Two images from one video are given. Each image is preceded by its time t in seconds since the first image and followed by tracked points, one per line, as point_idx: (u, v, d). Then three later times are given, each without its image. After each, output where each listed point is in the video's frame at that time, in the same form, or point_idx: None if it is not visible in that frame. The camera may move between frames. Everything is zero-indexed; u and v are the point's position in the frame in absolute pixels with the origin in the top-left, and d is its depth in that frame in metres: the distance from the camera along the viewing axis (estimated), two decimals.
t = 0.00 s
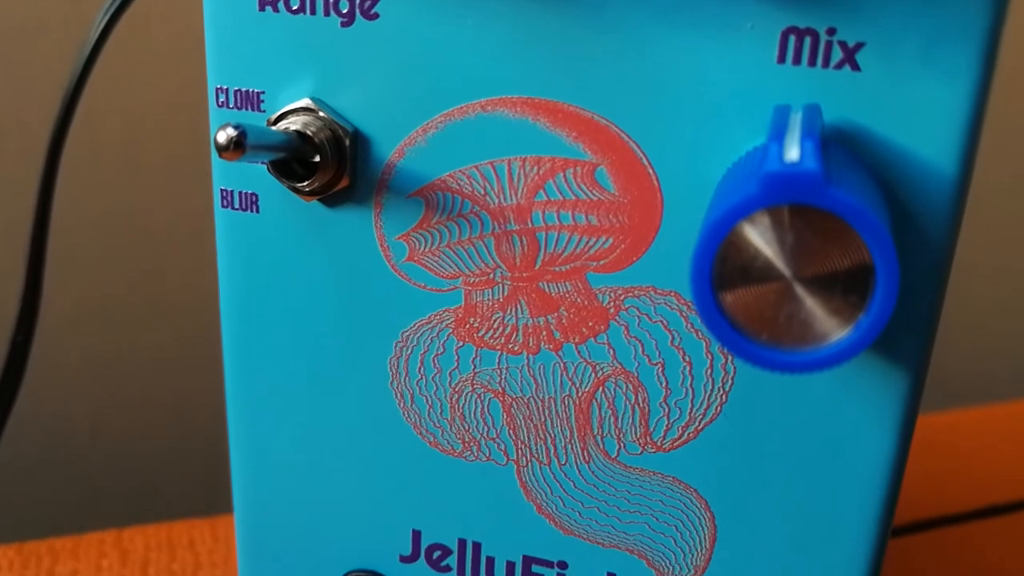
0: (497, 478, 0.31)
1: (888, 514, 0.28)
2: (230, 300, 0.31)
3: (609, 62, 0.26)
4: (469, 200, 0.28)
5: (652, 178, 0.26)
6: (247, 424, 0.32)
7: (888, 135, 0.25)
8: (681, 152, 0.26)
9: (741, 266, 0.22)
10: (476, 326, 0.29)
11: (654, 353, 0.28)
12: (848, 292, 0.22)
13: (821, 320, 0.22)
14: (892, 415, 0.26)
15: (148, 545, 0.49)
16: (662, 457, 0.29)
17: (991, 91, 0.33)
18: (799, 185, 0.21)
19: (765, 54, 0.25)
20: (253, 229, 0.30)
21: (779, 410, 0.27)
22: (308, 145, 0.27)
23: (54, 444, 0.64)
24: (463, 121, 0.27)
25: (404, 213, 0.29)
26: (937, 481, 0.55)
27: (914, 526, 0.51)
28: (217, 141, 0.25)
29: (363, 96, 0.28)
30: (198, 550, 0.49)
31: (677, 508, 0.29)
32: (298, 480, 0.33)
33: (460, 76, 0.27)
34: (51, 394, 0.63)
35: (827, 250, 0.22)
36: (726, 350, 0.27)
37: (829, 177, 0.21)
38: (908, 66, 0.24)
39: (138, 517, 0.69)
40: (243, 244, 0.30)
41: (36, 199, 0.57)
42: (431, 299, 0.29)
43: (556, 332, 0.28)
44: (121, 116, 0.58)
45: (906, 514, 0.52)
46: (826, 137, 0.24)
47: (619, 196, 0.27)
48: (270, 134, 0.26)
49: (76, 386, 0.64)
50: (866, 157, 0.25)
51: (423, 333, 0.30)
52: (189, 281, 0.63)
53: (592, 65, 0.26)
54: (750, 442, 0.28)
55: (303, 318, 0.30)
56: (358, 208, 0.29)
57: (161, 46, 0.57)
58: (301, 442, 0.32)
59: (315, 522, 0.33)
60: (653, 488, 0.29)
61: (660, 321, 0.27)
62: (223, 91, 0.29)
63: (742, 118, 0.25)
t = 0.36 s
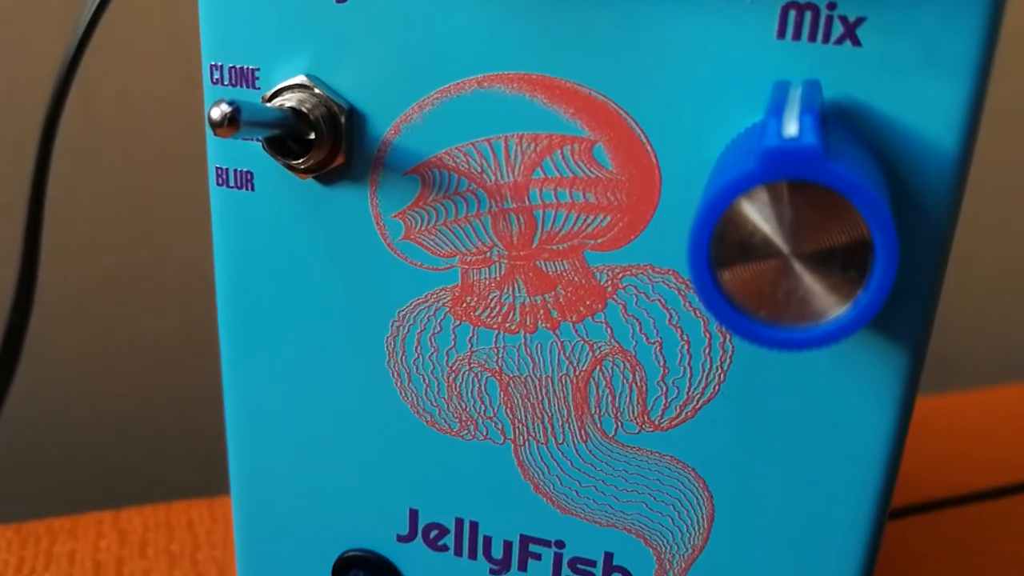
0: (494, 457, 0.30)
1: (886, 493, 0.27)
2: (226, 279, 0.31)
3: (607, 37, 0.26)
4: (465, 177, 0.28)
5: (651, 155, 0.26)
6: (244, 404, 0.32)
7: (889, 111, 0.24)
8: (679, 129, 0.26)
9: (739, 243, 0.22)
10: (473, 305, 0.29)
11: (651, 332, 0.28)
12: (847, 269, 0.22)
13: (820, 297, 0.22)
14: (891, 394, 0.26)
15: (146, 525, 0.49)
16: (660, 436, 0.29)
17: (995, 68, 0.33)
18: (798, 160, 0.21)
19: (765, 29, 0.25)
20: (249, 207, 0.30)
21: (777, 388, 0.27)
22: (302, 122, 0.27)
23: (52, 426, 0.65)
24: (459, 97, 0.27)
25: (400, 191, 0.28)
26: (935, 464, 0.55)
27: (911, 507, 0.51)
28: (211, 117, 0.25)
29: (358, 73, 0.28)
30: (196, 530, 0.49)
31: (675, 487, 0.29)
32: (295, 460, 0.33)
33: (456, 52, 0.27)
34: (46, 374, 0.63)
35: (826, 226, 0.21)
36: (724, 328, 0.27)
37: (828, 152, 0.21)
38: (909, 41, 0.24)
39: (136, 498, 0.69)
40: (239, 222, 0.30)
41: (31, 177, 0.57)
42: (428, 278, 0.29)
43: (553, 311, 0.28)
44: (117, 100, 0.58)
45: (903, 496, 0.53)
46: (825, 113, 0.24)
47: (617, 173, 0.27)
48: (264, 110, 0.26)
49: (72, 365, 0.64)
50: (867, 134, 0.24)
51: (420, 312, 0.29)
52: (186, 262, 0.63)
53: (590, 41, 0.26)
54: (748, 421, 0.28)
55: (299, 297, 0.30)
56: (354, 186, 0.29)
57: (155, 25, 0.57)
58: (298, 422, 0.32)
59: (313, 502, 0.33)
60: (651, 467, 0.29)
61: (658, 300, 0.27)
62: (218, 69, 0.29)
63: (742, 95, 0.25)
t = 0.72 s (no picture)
0: (491, 436, 0.30)
1: (885, 473, 0.27)
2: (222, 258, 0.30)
3: (606, 12, 0.25)
4: (463, 154, 0.28)
5: (650, 132, 0.26)
6: (240, 383, 0.32)
7: (891, 87, 0.24)
8: (678, 105, 0.26)
9: (739, 219, 0.22)
10: (471, 284, 0.29)
11: (650, 310, 0.27)
12: (847, 245, 0.21)
13: (820, 273, 0.22)
14: (891, 373, 0.26)
15: (144, 506, 0.49)
16: (658, 416, 0.28)
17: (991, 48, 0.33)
18: (798, 134, 0.20)
19: (765, 5, 0.24)
20: (245, 184, 0.29)
21: (775, 367, 0.27)
22: (299, 98, 0.27)
23: (49, 399, 0.66)
24: (456, 73, 0.27)
25: (397, 168, 0.28)
26: (935, 446, 0.55)
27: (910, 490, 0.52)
28: (206, 92, 0.24)
29: (353, 49, 0.27)
30: (194, 512, 0.49)
31: (673, 467, 0.29)
32: (291, 440, 0.33)
33: (453, 27, 0.27)
34: (43, 346, 0.65)
35: (827, 202, 0.21)
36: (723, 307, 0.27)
37: (829, 126, 0.21)
38: (912, 16, 0.23)
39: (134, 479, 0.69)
40: (235, 199, 0.30)
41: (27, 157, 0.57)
42: (425, 257, 0.29)
43: (552, 289, 0.28)
44: (115, 80, 0.59)
45: (901, 479, 0.53)
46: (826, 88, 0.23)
47: (616, 150, 0.26)
48: (260, 86, 0.26)
49: (68, 338, 0.65)
50: (869, 110, 0.24)
51: (417, 291, 0.29)
52: (184, 237, 0.64)
53: (589, 15, 0.25)
54: (747, 401, 0.28)
55: (296, 276, 0.30)
56: (350, 163, 0.28)
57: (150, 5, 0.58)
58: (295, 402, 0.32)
59: (310, 481, 0.33)
60: (650, 447, 0.29)
61: (657, 279, 0.27)
62: (213, 44, 0.29)
63: (742, 71, 0.25)
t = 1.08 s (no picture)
0: (488, 417, 0.30)
1: (884, 454, 0.27)
2: (218, 236, 0.30)
3: None
4: (460, 130, 0.27)
5: (650, 108, 0.26)
6: (236, 364, 0.32)
7: (893, 63, 0.24)
8: (677, 82, 0.25)
9: (739, 194, 0.21)
10: (468, 263, 0.28)
11: (649, 290, 0.27)
12: (848, 221, 0.21)
13: (821, 249, 0.21)
14: (891, 353, 0.26)
15: (141, 488, 0.49)
16: (656, 396, 0.28)
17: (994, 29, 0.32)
18: (799, 107, 0.20)
19: None
20: (241, 161, 0.29)
21: (774, 347, 0.27)
22: (295, 74, 0.26)
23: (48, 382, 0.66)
24: (454, 48, 0.27)
25: (394, 145, 0.28)
26: (935, 432, 0.55)
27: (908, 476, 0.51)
28: (200, 66, 0.24)
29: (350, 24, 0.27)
30: (191, 494, 0.49)
31: (671, 447, 0.29)
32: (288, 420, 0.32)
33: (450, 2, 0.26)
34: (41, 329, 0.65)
35: (828, 176, 0.21)
36: (722, 285, 0.26)
37: (830, 100, 0.20)
38: None
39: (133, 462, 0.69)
40: (231, 177, 0.29)
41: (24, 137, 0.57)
42: (422, 235, 0.29)
43: (549, 268, 0.28)
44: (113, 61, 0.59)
45: (900, 465, 0.52)
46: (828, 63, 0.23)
47: (616, 126, 0.26)
48: (257, 60, 0.26)
49: (65, 321, 0.65)
50: (870, 86, 0.24)
51: (414, 270, 0.29)
52: (182, 219, 0.64)
53: None
54: (746, 381, 0.27)
55: (292, 255, 0.30)
56: (346, 140, 0.28)
57: None
58: (291, 381, 0.32)
59: (307, 461, 0.33)
60: (648, 428, 0.29)
61: (655, 258, 0.27)
62: (208, 20, 0.28)
63: (743, 48, 0.25)
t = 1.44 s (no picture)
0: (486, 398, 0.30)
1: (884, 436, 0.27)
2: (214, 215, 0.30)
3: None
4: (458, 108, 0.27)
5: (650, 85, 0.25)
6: (232, 344, 0.32)
7: (897, 39, 0.23)
8: (678, 58, 0.25)
9: (739, 171, 0.21)
10: (466, 242, 0.28)
11: (648, 270, 0.27)
12: (851, 198, 0.21)
13: (823, 227, 0.21)
14: (892, 334, 0.26)
15: (137, 470, 0.49)
16: (655, 378, 0.28)
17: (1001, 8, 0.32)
18: (801, 82, 0.20)
19: None
20: (236, 139, 0.29)
21: (774, 328, 0.26)
22: (292, 50, 0.26)
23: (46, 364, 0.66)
24: (451, 24, 0.26)
25: (391, 122, 0.28)
26: (934, 418, 0.55)
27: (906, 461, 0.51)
28: (195, 40, 0.24)
29: None
30: (188, 477, 0.49)
31: (670, 429, 0.29)
32: (284, 400, 0.32)
33: None
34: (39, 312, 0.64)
35: (830, 153, 0.21)
36: (722, 265, 0.26)
37: (833, 74, 0.20)
38: None
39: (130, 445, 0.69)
40: (226, 155, 0.29)
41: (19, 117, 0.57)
42: (419, 214, 0.28)
43: (548, 248, 0.27)
44: (109, 41, 0.59)
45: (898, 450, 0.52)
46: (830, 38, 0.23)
47: (615, 104, 0.26)
48: (252, 36, 0.25)
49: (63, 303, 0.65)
50: (873, 62, 0.24)
51: (412, 249, 0.29)
52: (180, 202, 0.64)
53: None
54: (745, 362, 0.27)
55: (288, 233, 0.29)
56: (343, 117, 0.28)
57: None
58: (287, 361, 0.31)
59: (303, 442, 0.33)
60: (646, 409, 0.29)
61: (655, 237, 0.27)
62: None
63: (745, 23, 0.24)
